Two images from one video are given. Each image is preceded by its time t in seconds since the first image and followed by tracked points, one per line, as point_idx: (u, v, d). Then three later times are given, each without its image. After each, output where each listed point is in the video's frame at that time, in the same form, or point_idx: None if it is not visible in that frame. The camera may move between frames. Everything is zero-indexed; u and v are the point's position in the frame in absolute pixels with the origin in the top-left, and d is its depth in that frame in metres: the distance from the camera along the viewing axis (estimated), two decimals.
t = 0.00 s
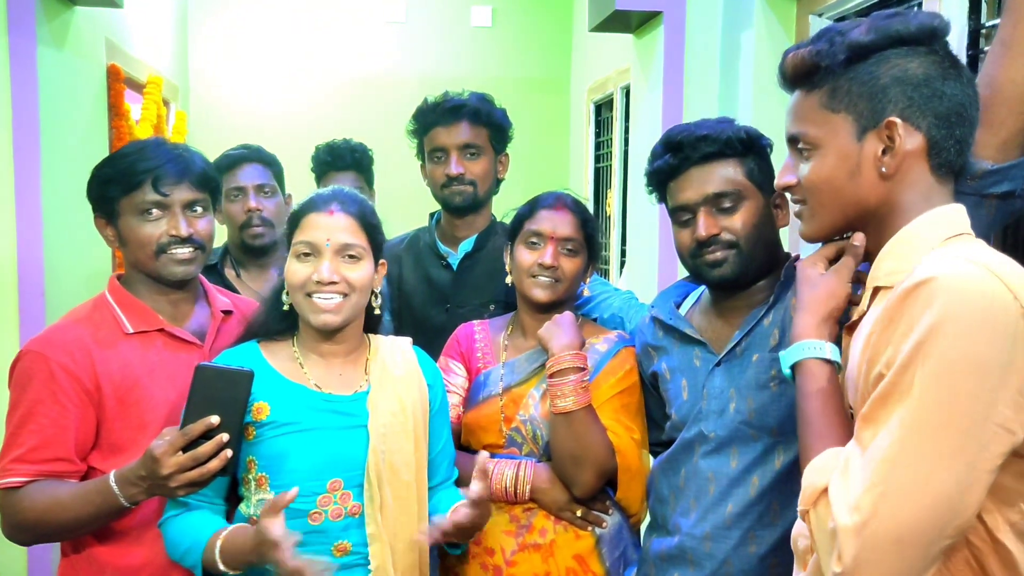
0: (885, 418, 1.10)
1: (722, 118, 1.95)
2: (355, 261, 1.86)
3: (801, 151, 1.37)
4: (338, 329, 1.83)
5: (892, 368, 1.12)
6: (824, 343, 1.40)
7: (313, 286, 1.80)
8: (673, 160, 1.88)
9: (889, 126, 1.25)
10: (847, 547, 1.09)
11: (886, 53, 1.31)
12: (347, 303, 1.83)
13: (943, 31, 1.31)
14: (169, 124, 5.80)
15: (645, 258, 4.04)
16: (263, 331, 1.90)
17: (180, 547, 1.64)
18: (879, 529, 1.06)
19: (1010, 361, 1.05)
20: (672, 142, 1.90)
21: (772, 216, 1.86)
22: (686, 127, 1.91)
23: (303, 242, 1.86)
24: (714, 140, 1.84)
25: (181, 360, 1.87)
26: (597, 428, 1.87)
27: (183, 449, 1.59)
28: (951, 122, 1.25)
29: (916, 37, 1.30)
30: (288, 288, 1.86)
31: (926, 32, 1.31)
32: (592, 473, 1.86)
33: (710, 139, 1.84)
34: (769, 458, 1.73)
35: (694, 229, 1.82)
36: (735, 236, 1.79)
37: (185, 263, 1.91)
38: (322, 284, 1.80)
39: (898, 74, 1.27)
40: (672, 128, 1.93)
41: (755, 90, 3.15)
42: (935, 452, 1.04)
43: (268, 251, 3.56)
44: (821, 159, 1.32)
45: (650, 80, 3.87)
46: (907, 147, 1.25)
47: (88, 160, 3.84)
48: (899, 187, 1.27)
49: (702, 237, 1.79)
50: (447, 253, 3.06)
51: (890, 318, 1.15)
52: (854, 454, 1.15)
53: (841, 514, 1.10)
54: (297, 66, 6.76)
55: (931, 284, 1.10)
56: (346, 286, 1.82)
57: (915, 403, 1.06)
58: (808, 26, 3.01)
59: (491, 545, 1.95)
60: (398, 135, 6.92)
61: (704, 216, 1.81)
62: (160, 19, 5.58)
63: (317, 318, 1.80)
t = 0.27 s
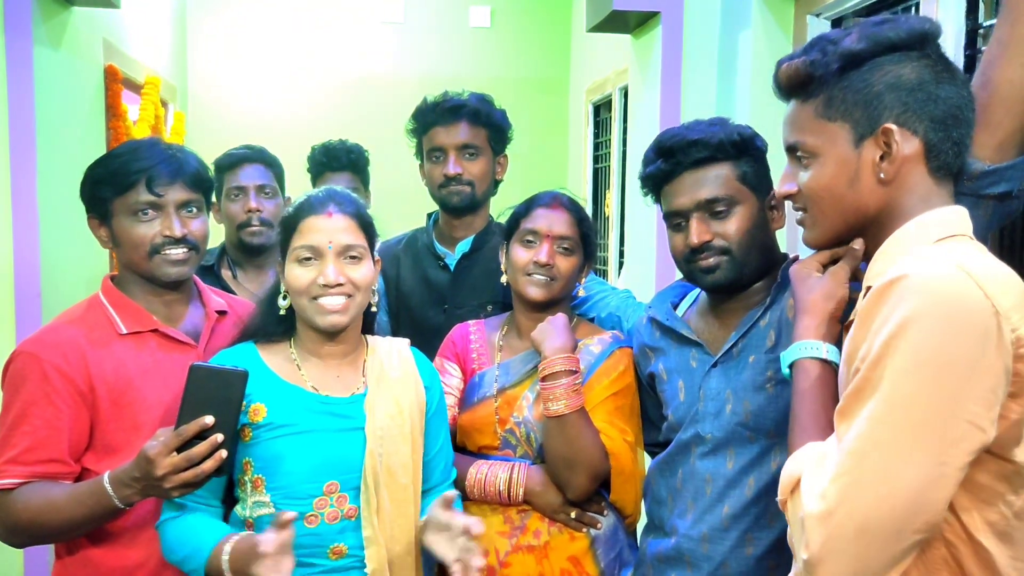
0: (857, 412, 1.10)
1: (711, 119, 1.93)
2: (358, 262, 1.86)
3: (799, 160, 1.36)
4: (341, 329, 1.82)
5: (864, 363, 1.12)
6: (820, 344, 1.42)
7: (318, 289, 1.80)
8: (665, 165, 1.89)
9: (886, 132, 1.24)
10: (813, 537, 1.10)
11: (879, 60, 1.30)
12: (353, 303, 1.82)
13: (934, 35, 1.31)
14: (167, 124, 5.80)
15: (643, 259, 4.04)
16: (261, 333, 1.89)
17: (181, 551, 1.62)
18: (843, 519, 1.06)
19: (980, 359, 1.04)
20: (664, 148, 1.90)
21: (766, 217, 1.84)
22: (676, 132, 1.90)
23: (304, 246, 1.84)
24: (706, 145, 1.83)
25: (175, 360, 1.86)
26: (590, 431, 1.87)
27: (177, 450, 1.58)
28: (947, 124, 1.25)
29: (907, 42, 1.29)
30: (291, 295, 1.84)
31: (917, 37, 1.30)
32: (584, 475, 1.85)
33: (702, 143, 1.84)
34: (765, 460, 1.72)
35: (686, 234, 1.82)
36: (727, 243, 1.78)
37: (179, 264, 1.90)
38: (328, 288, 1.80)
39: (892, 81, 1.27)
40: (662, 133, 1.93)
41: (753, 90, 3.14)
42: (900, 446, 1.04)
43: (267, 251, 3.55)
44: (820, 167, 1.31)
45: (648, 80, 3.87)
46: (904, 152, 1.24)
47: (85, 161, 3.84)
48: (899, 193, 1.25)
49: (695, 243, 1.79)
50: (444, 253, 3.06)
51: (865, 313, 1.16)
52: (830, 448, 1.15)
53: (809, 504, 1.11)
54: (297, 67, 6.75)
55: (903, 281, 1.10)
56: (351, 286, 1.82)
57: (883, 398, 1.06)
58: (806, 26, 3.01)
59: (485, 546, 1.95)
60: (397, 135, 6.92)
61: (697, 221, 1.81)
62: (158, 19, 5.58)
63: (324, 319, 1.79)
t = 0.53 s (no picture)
0: (853, 417, 1.11)
1: (708, 124, 1.93)
2: (354, 263, 1.86)
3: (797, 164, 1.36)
4: (339, 330, 1.83)
5: (861, 367, 1.13)
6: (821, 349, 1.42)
7: (314, 291, 1.81)
8: (663, 172, 1.88)
9: (884, 138, 1.25)
10: (811, 540, 1.10)
11: (876, 67, 1.31)
12: (349, 305, 1.83)
13: (929, 40, 1.33)
14: (167, 126, 5.81)
15: (643, 260, 4.04)
16: (261, 335, 1.90)
17: (196, 555, 1.63)
18: (841, 522, 1.07)
19: (974, 363, 1.05)
20: (660, 154, 1.90)
21: (766, 221, 1.86)
22: (673, 138, 1.90)
23: (302, 248, 1.85)
24: (703, 152, 1.83)
25: (175, 362, 1.87)
26: (588, 430, 1.87)
27: (176, 451, 1.59)
28: (945, 129, 1.26)
29: (903, 48, 1.31)
30: (289, 296, 1.85)
31: (913, 42, 1.31)
32: (584, 475, 1.86)
33: (699, 151, 1.83)
34: (765, 462, 1.73)
35: (685, 241, 1.82)
36: (726, 249, 1.78)
37: (178, 265, 1.91)
38: (324, 290, 1.80)
39: (889, 87, 1.28)
40: (660, 139, 1.92)
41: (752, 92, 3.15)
42: (895, 450, 1.05)
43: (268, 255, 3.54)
44: (819, 173, 1.31)
45: (647, 82, 3.87)
46: (902, 157, 1.25)
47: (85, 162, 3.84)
48: (898, 199, 1.26)
49: (693, 251, 1.79)
50: (443, 254, 3.06)
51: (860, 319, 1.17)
52: (829, 451, 1.16)
53: (808, 507, 1.12)
54: (297, 68, 6.76)
55: (895, 288, 1.11)
56: (348, 289, 1.82)
57: (878, 402, 1.07)
58: (804, 29, 3.01)
59: (483, 545, 1.96)
60: (397, 136, 6.92)
61: (694, 228, 1.81)
62: (157, 21, 5.58)
63: (319, 321, 1.80)
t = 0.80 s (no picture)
0: (868, 421, 1.11)
1: (708, 126, 1.93)
2: (351, 264, 1.86)
3: (802, 167, 1.36)
4: (336, 333, 1.83)
5: (875, 372, 1.13)
6: (832, 351, 1.43)
7: (311, 292, 1.80)
8: (663, 175, 1.88)
9: (892, 141, 1.25)
10: (826, 546, 1.10)
11: (880, 69, 1.31)
12: (346, 307, 1.83)
13: (933, 40, 1.32)
14: (167, 125, 5.81)
15: (643, 261, 4.04)
16: (262, 336, 1.90)
17: (195, 556, 1.63)
18: (856, 527, 1.07)
19: (989, 368, 1.05)
20: (661, 157, 1.89)
21: (767, 222, 1.86)
22: (672, 141, 1.89)
23: (298, 248, 1.85)
24: (704, 155, 1.82)
25: (177, 363, 1.87)
26: (588, 429, 1.87)
27: (178, 453, 1.59)
28: (951, 129, 1.25)
29: (907, 50, 1.30)
30: (288, 296, 1.85)
31: (916, 42, 1.31)
32: (583, 474, 1.86)
33: (700, 154, 1.83)
34: (767, 462, 1.74)
35: (685, 244, 1.81)
36: (726, 252, 1.78)
37: (180, 266, 1.91)
38: (320, 291, 1.80)
39: (893, 89, 1.28)
40: (659, 142, 1.91)
41: (753, 92, 3.15)
42: (911, 455, 1.05)
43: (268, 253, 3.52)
44: (826, 176, 1.31)
45: (648, 83, 3.88)
46: (911, 159, 1.25)
47: (86, 162, 3.84)
48: (905, 201, 1.26)
49: (693, 254, 1.78)
50: (444, 255, 3.06)
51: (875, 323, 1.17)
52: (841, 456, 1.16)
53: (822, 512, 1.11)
54: (297, 68, 6.76)
55: (911, 293, 1.11)
56: (345, 290, 1.82)
57: (892, 408, 1.07)
58: (805, 29, 3.01)
59: (483, 544, 1.96)
60: (397, 136, 6.92)
61: (696, 231, 1.80)
62: (158, 21, 5.58)
63: (316, 322, 1.80)
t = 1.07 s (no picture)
0: (884, 422, 1.11)
1: (712, 127, 1.92)
2: (356, 266, 1.87)
3: (813, 170, 1.36)
4: (340, 337, 1.83)
5: (891, 374, 1.13)
6: (843, 353, 1.43)
7: (315, 293, 1.81)
8: (667, 177, 1.87)
9: (904, 143, 1.26)
10: (841, 549, 1.10)
11: (891, 71, 1.31)
12: (350, 309, 1.83)
13: (942, 42, 1.33)
14: (170, 126, 5.81)
15: (645, 262, 4.05)
16: (267, 336, 1.90)
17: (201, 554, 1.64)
18: (872, 529, 1.07)
19: (1006, 371, 1.05)
20: (665, 159, 1.89)
21: (768, 223, 1.86)
22: (675, 143, 1.89)
23: (302, 249, 1.86)
24: (706, 158, 1.82)
25: (184, 364, 1.87)
26: (591, 428, 1.88)
27: (186, 454, 1.59)
28: (962, 131, 1.27)
29: (917, 52, 1.31)
30: (292, 298, 1.86)
31: (926, 44, 1.32)
32: (585, 472, 1.87)
33: (703, 156, 1.82)
34: (770, 462, 1.75)
35: (689, 245, 1.81)
36: (728, 254, 1.79)
37: (187, 266, 1.91)
38: (324, 292, 1.81)
39: (905, 92, 1.29)
40: (663, 144, 1.91)
41: (757, 93, 3.15)
42: (929, 457, 1.05)
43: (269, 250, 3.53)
44: (837, 178, 1.31)
45: (650, 84, 3.88)
46: (923, 161, 1.25)
47: (89, 162, 3.84)
48: (917, 204, 1.27)
49: (696, 256, 1.79)
50: (446, 256, 3.07)
51: (891, 325, 1.17)
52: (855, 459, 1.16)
53: (836, 514, 1.11)
54: (299, 69, 6.77)
55: (929, 294, 1.11)
56: (348, 292, 1.83)
57: (909, 409, 1.07)
58: (808, 31, 3.02)
59: (486, 543, 1.96)
60: (399, 137, 6.92)
61: (699, 233, 1.80)
62: (160, 21, 5.59)
63: (320, 324, 1.80)
